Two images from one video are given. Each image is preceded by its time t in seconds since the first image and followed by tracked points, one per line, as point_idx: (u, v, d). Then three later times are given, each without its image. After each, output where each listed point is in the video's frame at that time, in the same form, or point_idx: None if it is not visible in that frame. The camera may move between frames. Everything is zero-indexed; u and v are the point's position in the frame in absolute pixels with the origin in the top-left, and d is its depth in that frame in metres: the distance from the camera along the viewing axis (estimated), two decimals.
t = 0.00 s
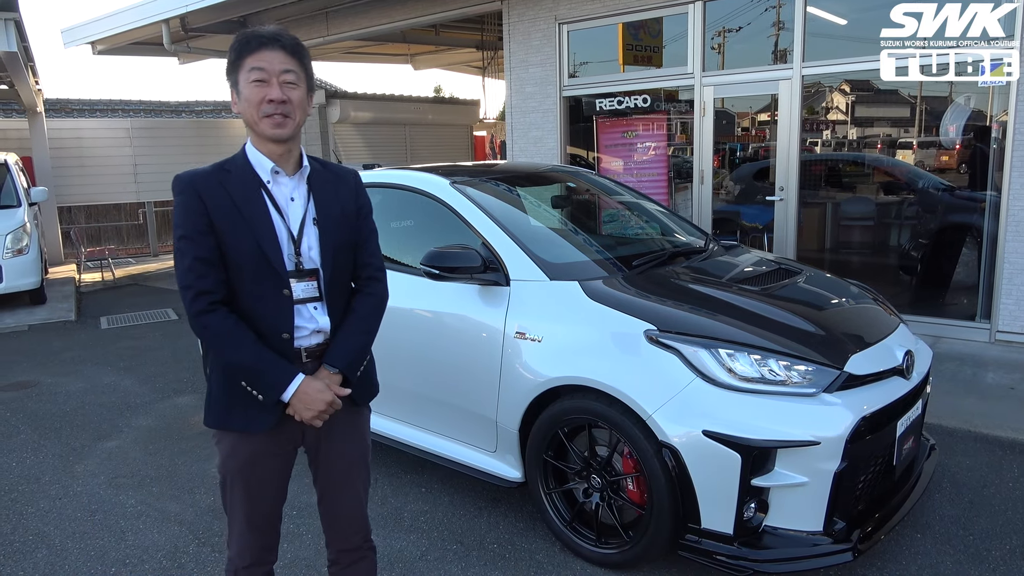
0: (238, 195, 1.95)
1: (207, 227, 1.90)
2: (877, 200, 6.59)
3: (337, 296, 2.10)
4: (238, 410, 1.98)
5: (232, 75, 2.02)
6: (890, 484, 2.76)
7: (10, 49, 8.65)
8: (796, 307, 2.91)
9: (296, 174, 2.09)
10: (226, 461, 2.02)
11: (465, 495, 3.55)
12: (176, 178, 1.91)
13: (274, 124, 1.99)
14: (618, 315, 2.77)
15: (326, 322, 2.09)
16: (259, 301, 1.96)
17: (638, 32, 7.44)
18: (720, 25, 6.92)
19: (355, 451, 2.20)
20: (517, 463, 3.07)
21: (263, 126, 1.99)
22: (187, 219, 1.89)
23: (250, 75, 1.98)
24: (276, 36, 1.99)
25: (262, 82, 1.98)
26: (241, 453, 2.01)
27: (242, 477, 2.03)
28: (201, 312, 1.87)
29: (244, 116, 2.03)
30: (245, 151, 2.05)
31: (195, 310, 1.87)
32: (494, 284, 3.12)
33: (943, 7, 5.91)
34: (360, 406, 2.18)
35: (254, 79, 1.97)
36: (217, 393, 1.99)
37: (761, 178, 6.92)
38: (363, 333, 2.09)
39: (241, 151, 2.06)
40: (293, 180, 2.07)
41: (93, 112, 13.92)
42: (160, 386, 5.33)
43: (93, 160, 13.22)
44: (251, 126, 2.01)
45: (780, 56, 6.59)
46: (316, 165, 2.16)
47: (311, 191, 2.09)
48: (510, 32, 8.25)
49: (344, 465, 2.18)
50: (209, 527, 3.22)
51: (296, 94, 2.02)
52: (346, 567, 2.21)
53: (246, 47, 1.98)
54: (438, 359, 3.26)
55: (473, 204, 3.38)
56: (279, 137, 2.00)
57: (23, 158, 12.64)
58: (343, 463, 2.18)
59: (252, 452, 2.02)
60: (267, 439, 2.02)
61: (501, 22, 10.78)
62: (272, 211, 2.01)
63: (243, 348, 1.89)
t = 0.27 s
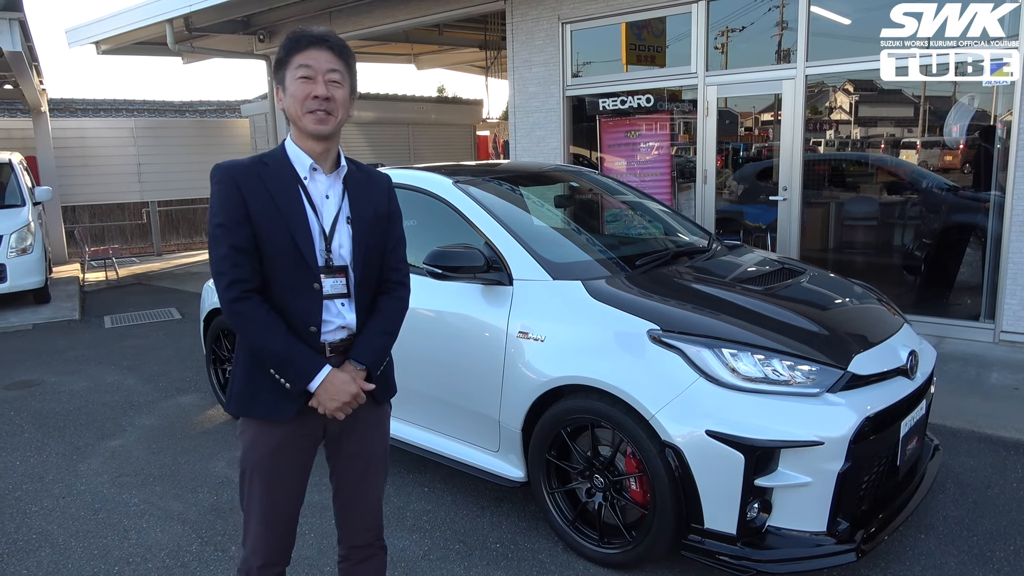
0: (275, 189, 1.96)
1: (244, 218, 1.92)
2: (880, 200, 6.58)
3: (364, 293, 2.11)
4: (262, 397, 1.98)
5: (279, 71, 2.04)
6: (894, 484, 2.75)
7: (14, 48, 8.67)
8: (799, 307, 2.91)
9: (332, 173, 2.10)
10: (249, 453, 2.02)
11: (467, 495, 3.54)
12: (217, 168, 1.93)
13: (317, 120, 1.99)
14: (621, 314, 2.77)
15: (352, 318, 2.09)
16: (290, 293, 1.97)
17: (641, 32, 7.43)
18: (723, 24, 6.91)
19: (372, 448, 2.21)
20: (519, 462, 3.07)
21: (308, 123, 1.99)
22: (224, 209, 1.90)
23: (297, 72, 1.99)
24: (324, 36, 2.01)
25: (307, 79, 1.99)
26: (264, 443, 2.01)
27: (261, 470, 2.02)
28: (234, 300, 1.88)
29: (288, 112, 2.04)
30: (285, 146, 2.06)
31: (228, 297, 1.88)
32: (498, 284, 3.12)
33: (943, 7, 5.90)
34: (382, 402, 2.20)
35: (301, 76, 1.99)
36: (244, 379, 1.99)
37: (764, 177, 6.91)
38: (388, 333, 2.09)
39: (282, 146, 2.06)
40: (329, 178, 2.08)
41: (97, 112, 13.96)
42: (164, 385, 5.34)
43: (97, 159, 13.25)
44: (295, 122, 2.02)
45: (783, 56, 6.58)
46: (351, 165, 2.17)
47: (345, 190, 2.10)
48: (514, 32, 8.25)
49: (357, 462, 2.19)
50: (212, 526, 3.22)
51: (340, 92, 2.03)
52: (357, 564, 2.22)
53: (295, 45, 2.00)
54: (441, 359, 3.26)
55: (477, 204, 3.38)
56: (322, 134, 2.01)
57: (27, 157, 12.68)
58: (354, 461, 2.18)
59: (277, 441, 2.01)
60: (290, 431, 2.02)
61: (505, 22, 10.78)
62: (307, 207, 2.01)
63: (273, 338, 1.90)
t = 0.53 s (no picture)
0: (305, 190, 1.98)
1: (273, 216, 1.94)
2: (880, 201, 6.58)
3: (384, 295, 2.12)
4: (280, 390, 1.99)
5: (322, 77, 2.06)
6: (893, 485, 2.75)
7: (16, 46, 8.68)
8: (800, 308, 2.91)
9: (359, 178, 2.11)
10: (264, 446, 2.02)
11: (467, 494, 3.54)
12: (248, 165, 1.95)
13: (352, 131, 2.01)
14: (621, 314, 2.77)
15: (371, 320, 2.10)
16: (314, 291, 1.98)
17: (643, 32, 7.43)
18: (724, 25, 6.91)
19: (385, 445, 2.21)
20: (519, 463, 3.07)
21: (341, 132, 2.02)
22: (254, 206, 1.92)
23: (340, 82, 2.02)
24: (371, 51, 2.04)
25: (349, 90, 2.01)
26: (279, 436, 2.01)
27: (274, 465, 2.02)
28: (259, 296, 1.90)
29: (325, 117, 2.06)
30: (316, 148, 2.08)
31: (254, 292, 1.90)
32: (498, 284, 3.12)
33: (943, 7, 5.92)
34: (397, 403, 2.19)
35: (343, 87, 2.01)
36: (263, 371, 1.99)
37: (765, 178, 6.91)
38: (405, 335, 2.10)
39: (312, 148, 2.09)
40: (356, 183, 2.10)
41: (98, 110, 13.95)
42: (163, 384, 5.34)
43: (97, 158, 13.25)
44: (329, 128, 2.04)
45: (784, 57, 6.58)
46: (378, 171, 2.19)
47: (371, 195, 2.11)
48: (515, 32, 8.24)
49: (367, 459, 2.19)
50: (211, 525, 3.22)
51: (378, 108, 2.05)
52: (364, 558, 2.25)
53: (342, 55, 2.03)
54: (440, 359, 3.26)
55: (478, 204, 3.38)
56: (354, 144, 2.03)
57: (28, 155, 12.69)
58: (363, 458, 2.19)
59: (295, 434, 2.01)
60: (304, 427, 2.02)
61: (506, 22, 10.77)
62: (333, 210, 2.03)
63: (295, 335, 1.91)
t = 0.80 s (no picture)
0: (314, 186, 1.97)
1: (282, 213, 1.92)
2: (881, 202, 6.58)
3: (391, 292, 2.12)
4: (294, 388, 1.98)
5: (326, 73, 2.05)
6: (893, 487, 2.75)
7: (16, 45, 8.67)
8: (801, 309, 2.90)
9: (364, 176, 2.11)
10: (275, 445, 2.02)
11: (467, 495, 3.54)
12: (256, 162, 1.94)
13: (356, 126, 2.01)
14: (621, 315, 2.77)
15: (379, 317, 2.10)
16: (325, 288, 1.97)
17: (643, 32, 7.42)
18: (725, 26, 6.91)
19: (390, 444, 2.20)
20: (519, 463, 3.07)
21: (346, 127, 2.02)
22: (264, 202, 1.91)
23: (345, 76, 2.02)
24: (375, 47, 2.04)
25: (354, 85, 2.01)
26: (290, 436, 2.01)
27: (283, 465, 2.02)
28: (273, 292, 1.89)
29: (329, 113, 2.05)
30: (321, 145, 2.07)
31: (268, 289, 1.89)
32: (499, 284, 3.12)
33: (943, 7, 5.92)
34: (404, 400, 2.20)
35: (348, 81, 2.01)
36: (275, 369, 1.98)
37: (765, 179, 6.91)
38: (412, 333, 2.10)
39: (316, 144, 2.08)
40: (362, 180, 2.09)
41: (98, 108, 13.94)
42: (163, 383, 5.34)
43: (97, 156, 13.25)
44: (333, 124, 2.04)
45: (785, 58, 6.57)
46: (382, 169, 2.19)
47: (376, 192, 2.11)
48: (516, 31, 8.23)
49: (371, 458, 2.19)
50: (211, 524, 3.21)
51: (382, 103, 2.05)
52: (366, 559, 2.25)
53: (347, 51, 2.02)
54: (441, 360, 3.25)
55: (478, 204, 3.38)
56: (358, 140, 2.03)
57: (28, 153, 12.68)
58: (368, 458, 2.19)
59: (307, 433, 2.01)
60: (316, 425, 2.01)
61: (506, 22, 10.76)
62: (342, 207, 2.02)
63: (310, 331, 1.90)
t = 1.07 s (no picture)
0: (311, 190, 1.97)
1: (280, 217, 1.93)
2: (881, 205, 6.58)
3: (391, 293, 2.13)
4: (297, 391, 1.98)
5: (323, 78, 2.07)
6: (893, 490, 2.75)
7: (18, 45, 8.68)
8: (801, 312, 2.91)
9: (361, 179, 2.12)
10: (277, 449, 2.03)
11: (468, 497, 3.54)
12: (252, 166, 1.94)
13: (350, 131, 2.01)
14: (621, 317, 2.77)
15: (380, 318, 2.11)
16: (324, 290, 1.98)
17: (644, 35, 7.43)
18: (725, 28, 6.92)
19: (391, 444, 2.21)
20: (521, 465, 3.07)
21: (340, 131, 2.02)
22: (262, 207, 1.91)
23: (341, 81, 2.03)
24: (373, 52, 2.05)
25: (350, 89, 2.02)
26: (292, 439, 2.01)
27: (286, 468, 2.02)
28: (273, 296, 1.89)
29: (324, 117, 2.06)
30: (317, 149, 2.07)
31: (268, 293, 1.89)
32: (500, 285, 3.12)
33: (943, 7, 5.94)
34: (406, 400, 2.20)
35: (345, 86, 2.02)
36: (276, 373, 1.98)
37: (766, 181, 6.91)
38: (413, 333, 2.11)
39: (313, 148, 2.09)
40: (359, 184, 2.10)
41: (99, 109, 13.95)
42: (163, 384, 5.34)
43: (98, 156, 13.26)
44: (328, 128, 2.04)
45: (785, 60, 6.58)
46: (379, 172, 2.20)
47: (374, 195, 2.12)
48: (517, 33, 8.24)
49: (372, 459, 2.19)
50: (211, 526, 3.21)
51: (378, 107, 2.06)
52: (367, 560, 2.25)
53: (344, 55, 2.04)
54: (443, 362, 3.26)
55: (479, 206, 3.38)
56: (352, 144, 2.03)
57: (29, 153, 12.69)
58: (369, 459, 2.19)
59: (309, 436, 2.01)
60: (319, 427, 2.01)
61: (507, 23, 10.77)
62: (340, 211, 2.03)
63: (311, 333, 1.90)
